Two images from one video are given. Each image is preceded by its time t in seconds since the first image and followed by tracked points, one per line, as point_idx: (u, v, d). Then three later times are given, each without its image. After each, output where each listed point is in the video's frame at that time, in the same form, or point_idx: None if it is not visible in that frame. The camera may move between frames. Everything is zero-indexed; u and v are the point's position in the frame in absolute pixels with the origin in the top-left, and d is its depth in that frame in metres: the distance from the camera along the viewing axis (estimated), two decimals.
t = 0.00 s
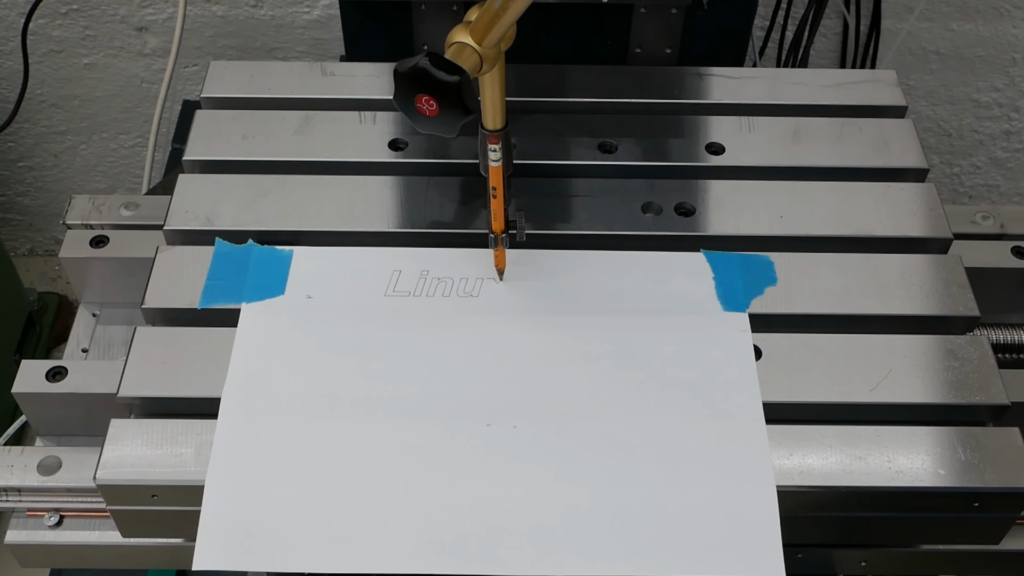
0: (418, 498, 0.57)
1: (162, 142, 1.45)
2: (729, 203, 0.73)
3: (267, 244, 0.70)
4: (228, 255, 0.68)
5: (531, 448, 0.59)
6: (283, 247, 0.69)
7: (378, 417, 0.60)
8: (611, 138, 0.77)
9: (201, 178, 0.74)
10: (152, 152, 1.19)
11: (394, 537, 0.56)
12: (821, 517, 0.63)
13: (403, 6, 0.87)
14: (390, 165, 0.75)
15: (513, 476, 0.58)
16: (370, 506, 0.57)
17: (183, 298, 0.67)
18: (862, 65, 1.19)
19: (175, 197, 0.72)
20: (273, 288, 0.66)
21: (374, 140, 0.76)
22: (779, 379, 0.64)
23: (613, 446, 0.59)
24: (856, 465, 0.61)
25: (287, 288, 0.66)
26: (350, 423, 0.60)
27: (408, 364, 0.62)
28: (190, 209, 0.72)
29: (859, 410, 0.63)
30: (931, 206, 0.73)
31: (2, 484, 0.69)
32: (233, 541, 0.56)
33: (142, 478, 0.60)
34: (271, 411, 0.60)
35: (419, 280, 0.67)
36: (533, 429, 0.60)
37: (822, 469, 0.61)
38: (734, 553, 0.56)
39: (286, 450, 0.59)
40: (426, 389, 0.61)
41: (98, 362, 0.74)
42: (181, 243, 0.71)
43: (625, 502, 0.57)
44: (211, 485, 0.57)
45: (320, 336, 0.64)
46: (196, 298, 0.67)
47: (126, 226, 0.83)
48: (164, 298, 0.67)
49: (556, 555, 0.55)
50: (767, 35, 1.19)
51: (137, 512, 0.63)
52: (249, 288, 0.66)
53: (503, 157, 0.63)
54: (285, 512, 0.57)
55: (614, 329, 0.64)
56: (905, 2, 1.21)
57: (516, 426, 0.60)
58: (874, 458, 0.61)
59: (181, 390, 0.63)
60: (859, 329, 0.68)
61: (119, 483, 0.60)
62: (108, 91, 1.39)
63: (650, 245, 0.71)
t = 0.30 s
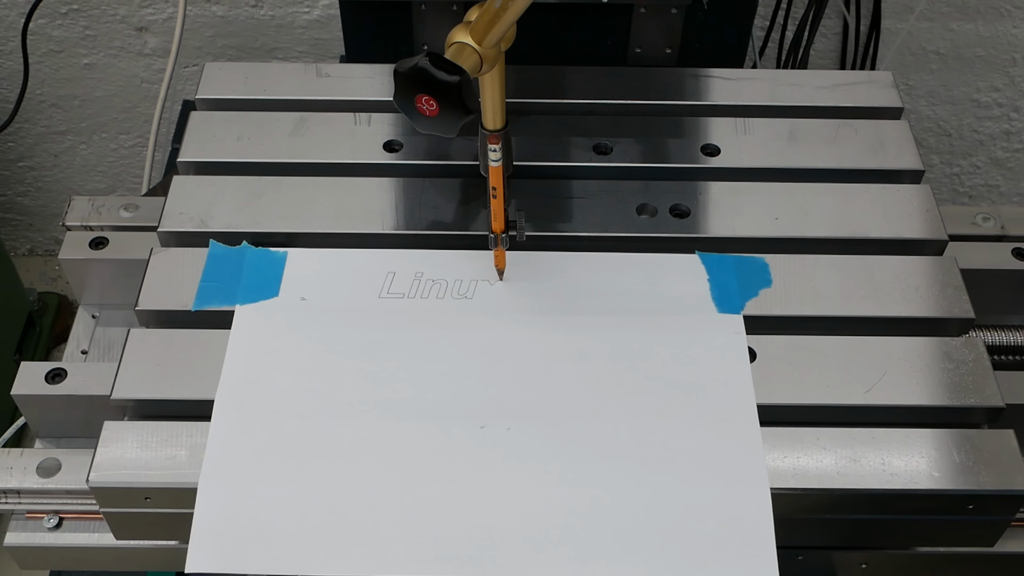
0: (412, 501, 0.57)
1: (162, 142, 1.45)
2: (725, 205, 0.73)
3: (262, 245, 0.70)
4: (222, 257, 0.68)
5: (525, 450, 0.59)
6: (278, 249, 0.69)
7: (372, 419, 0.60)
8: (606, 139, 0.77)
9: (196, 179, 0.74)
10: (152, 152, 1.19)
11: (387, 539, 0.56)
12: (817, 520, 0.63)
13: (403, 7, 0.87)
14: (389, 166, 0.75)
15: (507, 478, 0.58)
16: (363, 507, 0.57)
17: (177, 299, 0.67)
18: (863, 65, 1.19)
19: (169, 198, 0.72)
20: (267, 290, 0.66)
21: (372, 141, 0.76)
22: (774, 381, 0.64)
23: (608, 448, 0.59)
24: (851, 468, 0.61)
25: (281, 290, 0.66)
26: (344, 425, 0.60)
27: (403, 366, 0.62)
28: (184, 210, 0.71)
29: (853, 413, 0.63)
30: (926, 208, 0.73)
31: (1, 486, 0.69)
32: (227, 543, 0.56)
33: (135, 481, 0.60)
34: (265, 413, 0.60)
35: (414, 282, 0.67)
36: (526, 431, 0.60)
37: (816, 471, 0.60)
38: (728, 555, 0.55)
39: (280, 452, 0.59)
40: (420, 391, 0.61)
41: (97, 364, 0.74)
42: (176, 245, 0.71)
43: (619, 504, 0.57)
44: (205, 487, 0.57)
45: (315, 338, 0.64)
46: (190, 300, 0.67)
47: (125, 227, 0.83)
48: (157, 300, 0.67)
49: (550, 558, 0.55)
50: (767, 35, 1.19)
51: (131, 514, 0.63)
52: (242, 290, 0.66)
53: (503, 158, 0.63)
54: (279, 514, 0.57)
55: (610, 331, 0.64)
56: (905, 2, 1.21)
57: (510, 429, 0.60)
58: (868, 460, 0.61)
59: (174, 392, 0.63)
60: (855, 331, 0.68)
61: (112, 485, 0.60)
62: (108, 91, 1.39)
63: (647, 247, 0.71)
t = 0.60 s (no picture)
0: (409, 499, 0.57)
1: (162, 143, 1.45)
2: (722, 203, 0.73)
3: (259, 244, 0.70)
4: (219, 255, 0.68)
5: (522, 448, 0.59)
6: (275, 247, 0.69)
7: (369, 417, 0.60)
8: (603, 138, 0.78)
9: (193, 178, 0.74)
10: (152, 152, 1.19)
11: (384, 537, 0.56)
12: (815, 517, 0.63)
13: (403, 7, 0.87)
14: (388, 165, 0.75)
15: (504, 476, 0.58)
16: (360, 506, 0.57)
17: (174, 298, 0.67)
18: (862, 65, 1.19)
19: (167, 197, 0.72)
20: (265, 288, 0.66)
21: (371, 140, 0.76)
22: (770, 379, 0.64)
23: (605, 446, 0.59)
24: (847, 466, 0.61)
25: (278, 288, 0.66)
26: (341, 424, 0.60)
27: (401, 364, 0.63)
28: (182, 209, 0.72)
29: (850, 411, 0.63)
30: (924, 207, 0.73)
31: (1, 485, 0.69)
32: (224, 541, 0.56)
33: (132, 478, 0.60)
34: (262, 411, 0.60)
35: (411, 281, 0.67)
36: (523, 430, 0.60)
37: (813, 469, 0.61)
38: (723, 553, 0.56)
39: (277, 450, 0.59)
40: (417, 389, 0.61)
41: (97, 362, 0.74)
42: (174, 244, 0.71)
43: (616, 502, 0.57)
44: (202, 486, 0.58)
45: (313, 337, 0.64)
46: (188, 299, 0.67)
47: (125, 226, 0.83)
48: (155, 299, 0.67)
49: (546, 556, 0.56)
50: (767, 35, 1.19)
51: (129, 512, 0.63)
52: (240, 288, 0.67)
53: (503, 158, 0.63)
54: (276, 512, 0.57)
55: (608, 330, 0.65)
56: (905, 2, 1.21)
57: (507, 427, 0.60)
58: (865, 458, 0.61)
59: (171, 390, 0.63)
60: (852, 330, 0.68)
61: (109, 483, 0.60)
62: (108, 91, 1.39)
63: (645, 245, 0.71)
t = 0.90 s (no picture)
0: (414, 494, 0.57)
1: (162, 142, 1.45)
2: (725, 201, 0.73)
3: (264, 240, 0.70)
4: (225, 252, 0.69)
5: (526, 444, 0.59)
6: (281, 244, 0.69)
7: (373, 412, 0.60)
8: (607, 135, 0.78)
9: (198, 175, 0.74)
10: (152, 152, 1.19)
11: (389, 532, 0.56)
12: (817, 513, 0.63)
13: (404, 6, 0.87)
14: (390, 162, 0.75)
15: (509, 472, 0.58)
16: (364, 501, 0.57)
17: (179, 294, 0.67)
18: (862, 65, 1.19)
19: (172, 194, 0.73)
20: (270, 284, 0.67)
21: (373, 138, 0.76)
22: (773, 375, 0.64)
23: (609, 441, 0.59)
24: (851, 461, 0.61)
25: (283, 284, 0.67)
26: (346, 419, 0.60)
27: (406, 360, 0.63)
28: (187, 206, 0.72)
29: (854, 407, 0.64)
30: (927, 203, 0.73)
31: (3, 480, 0.70)
32: (230, 536, 0.56)
33: (139, 473, 0.60)
34: (267, 407, 0.60)
35: (416, 277, 0.67)
36: (528, 425, 0.60)
37: (816, 464, 0.61)
38: (728, 548, 0.56)
39: (282, 446, 0.59)
40: (421, 385, 0.61)
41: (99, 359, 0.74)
42: (179, 240, 0.71)
43: (620, 497, 0.57)
44: (207, 481, 0.58)
45: (317, 333, 0.64)
46: (193, 295, 0.67)
47: (126, 224, 0.83)
48: (160, 295, 0.67)
49: (551, 550, 0.56)
50: (767, 35, 1.19)
51: (135, 507, 0.63)
52: (246, 285, 0.67)
53: (503, 158, 0.63)
54: (281, 507, 0.57)
55: (611, 326, 0.65)
56: (905, 2, 1.21)
57: (511, 423, 0.60)
58: (868, 453, 0.61)
59: (178, 385, 0.63)
60: (854, 327, 0.68)
61: (115, 478, 0.60)
62: (108, 91, 1.39)
63: (648, 242, 0.71)
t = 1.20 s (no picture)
0: (419, 489, 0.57)
1: (162, 142, 1.45)
2: (727, 198, 0.73)
3: (268, 237, 0.70)
4: (230, 248, 0.68)
5: (531, 439, 0.59)
6: (286, 240, 0.69)
7: (378, 408, 0.60)
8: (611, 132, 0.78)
9: (203, 172, 0.74)
10: (152, 152, 1.19)
11: (396, 527, 0.56)
12: (820, 508, 0.63)
13: (404, 5, 0.87)
14: (392, 159, 0.75)
15: (514, 466, 0.58)
16: (369, 497, 0.57)
17: (185, 290, 0.67)
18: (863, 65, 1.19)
19: (177, 191, 0.73)
20: (275, 281, 0.67)
21: (374, 135, 0.76)
22: (777, 371, 0.64)
23: (613, 436, 0.59)
24: (855, 456, 0.61)
25: (288, 281, 0.67)
26: (351, 414, 0.60)
27: (411, 356, 0.63)
28: (192, 203, 0.72)
29: (858, 402, 0.64)
30: (930, 199, 0.73)
31: (4, 475, 0.70)
32: (236, 531, 0.56)
33: (145, 469, 0.60)
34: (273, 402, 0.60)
35: (420, 273, 0.67)
36: (532, 420, 0.60)
37: (821, 460, 0.61)
38: (733, 543, 0.56)
39: (287, 441, 0.59)
40: (426, 380, 0.61)
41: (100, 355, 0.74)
42: (183, 237, 0.71)
43: (625, 493, 0.57)
44: (213, 476, 0.58)
45: (321, 329, 0.64)
46: (198, 291, 0.67)
47: (127, 221, 0.83)
48: (166, 291, 0.67)
49: (556, 545, 0.56)
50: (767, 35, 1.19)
51: (141, 502, 0.63)
52: (250, 281, 0.67)
53: (503, 157, 0.63)
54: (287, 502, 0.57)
55: (614, 322, 0.65)
56: (905, 2, 1.21)
57: (516, 418, 0.60)
58: (872, 449, 0.61)
59: (184, 381, 0.63)
60: (857, 323, 0.68)
61: (122, 473, 0.60)
62: (108, 91, 1.39)
63: (650, 238, 0.71)
